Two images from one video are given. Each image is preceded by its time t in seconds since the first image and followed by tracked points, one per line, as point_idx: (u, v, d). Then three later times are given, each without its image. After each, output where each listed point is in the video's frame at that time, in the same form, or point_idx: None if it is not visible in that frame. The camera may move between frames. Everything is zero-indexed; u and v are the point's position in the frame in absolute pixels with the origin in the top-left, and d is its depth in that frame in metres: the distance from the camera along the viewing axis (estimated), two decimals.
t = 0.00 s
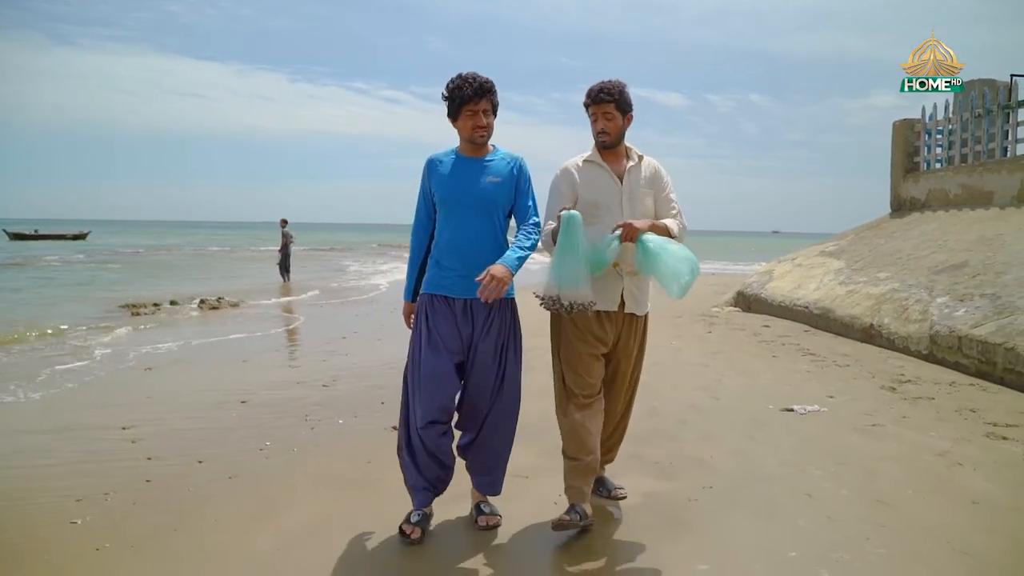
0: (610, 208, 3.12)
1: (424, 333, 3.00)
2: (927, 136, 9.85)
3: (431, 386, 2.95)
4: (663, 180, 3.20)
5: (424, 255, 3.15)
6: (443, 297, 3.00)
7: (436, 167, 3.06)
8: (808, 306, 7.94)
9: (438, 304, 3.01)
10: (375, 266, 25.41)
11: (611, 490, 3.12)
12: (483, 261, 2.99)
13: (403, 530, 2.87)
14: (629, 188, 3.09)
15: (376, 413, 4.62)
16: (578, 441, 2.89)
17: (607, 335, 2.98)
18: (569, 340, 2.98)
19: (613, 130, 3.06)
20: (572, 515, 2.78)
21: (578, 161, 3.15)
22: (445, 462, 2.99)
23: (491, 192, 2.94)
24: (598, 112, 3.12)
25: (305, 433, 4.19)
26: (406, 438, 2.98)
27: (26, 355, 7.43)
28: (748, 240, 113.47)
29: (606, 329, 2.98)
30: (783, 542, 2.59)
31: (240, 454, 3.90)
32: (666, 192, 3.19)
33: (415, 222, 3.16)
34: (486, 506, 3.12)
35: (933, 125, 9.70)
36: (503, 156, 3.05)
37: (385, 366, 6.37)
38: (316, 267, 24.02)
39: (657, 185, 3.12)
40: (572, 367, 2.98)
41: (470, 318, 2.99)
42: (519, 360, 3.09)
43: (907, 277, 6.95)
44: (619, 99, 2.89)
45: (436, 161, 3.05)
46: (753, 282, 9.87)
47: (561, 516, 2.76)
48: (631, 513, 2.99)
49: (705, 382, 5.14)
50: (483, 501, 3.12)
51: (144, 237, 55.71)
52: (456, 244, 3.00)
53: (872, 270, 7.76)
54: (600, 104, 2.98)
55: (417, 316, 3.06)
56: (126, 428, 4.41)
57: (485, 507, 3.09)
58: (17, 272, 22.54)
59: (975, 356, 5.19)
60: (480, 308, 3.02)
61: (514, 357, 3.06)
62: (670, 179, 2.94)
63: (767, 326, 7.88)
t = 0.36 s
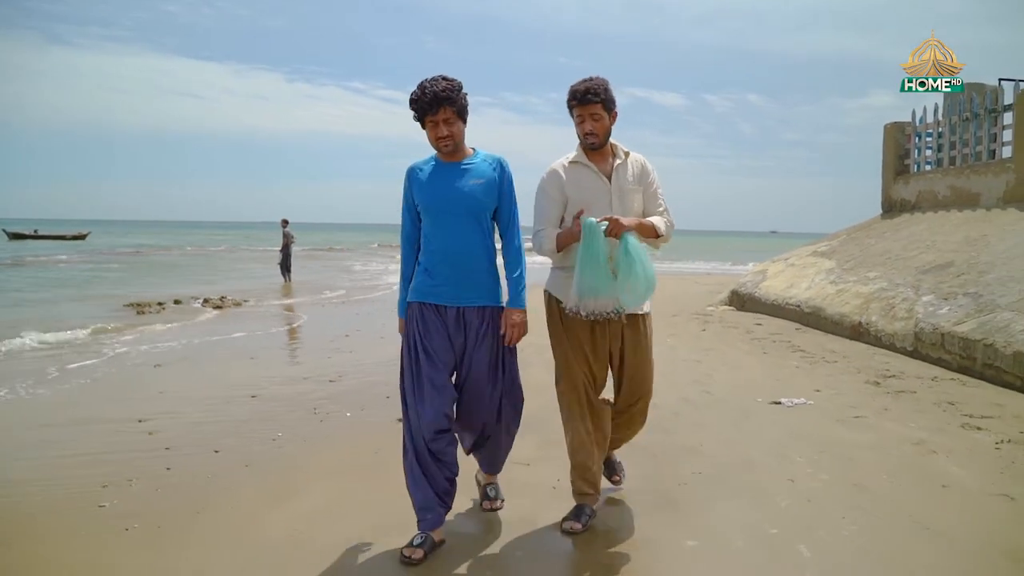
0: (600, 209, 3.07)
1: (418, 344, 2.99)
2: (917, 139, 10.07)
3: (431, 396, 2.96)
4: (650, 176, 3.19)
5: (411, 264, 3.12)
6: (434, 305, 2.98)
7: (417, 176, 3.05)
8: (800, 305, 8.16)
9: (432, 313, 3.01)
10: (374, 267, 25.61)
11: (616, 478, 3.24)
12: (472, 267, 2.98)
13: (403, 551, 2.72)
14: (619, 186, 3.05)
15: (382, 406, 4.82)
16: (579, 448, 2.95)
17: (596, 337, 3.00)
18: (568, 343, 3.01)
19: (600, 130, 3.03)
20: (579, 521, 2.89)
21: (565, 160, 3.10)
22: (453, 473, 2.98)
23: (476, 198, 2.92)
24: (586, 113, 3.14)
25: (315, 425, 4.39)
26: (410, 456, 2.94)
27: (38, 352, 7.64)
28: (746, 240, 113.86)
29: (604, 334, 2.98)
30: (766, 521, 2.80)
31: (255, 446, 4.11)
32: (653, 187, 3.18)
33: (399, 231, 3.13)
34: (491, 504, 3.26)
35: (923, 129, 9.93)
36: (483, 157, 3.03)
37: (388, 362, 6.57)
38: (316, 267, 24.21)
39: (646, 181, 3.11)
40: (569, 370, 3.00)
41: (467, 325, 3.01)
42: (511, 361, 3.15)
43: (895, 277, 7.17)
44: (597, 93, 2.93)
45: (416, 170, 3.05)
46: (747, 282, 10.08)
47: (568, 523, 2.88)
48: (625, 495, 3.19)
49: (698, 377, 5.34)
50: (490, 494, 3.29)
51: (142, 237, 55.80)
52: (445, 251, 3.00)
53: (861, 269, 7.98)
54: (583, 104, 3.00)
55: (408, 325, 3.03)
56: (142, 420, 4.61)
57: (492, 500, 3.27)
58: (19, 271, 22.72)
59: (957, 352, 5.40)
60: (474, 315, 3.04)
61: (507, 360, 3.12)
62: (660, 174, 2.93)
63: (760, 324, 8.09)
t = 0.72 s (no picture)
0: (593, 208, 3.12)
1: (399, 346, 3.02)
2: (907, 141, 10.28)
3: (408, 395, 3.03)
4: (649, 181, 3.21)
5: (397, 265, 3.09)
6: (417, 307, 2.96)
7: (399, 170, 2.99)
8: (791, 303, 8.37)
9: (414, 315, 2.99)
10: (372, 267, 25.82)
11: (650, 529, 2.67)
12: (457, 267, 2.96)
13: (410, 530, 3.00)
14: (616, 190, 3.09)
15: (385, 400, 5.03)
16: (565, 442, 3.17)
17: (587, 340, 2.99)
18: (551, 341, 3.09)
19: (604, 132, 3.06)
20: (573, 502, 3.16)
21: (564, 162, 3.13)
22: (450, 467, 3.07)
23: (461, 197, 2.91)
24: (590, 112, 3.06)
25: (322, 417, 4.59)
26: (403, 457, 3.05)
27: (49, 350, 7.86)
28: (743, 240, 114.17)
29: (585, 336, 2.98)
30: (747, 501, 3.01)
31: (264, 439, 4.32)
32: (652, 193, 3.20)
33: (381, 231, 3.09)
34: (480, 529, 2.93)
35: (912, 131, 10.14)
36: (470, 159, 3.06)
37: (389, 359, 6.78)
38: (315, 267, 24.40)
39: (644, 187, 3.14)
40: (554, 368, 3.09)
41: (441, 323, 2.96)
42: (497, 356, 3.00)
43: (882, 276, 7.38)
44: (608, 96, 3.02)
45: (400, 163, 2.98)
46: (740, 281, 10.29)
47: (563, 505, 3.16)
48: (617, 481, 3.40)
49: (689, 372, 5.55)
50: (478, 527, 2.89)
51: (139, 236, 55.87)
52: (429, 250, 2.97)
53: (850, 269, 8.19)
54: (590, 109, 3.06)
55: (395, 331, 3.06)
56: (156, 414, 4.83)
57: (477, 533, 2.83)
58: (20, 271, 22.87)
59: (939, 348, 5.61)
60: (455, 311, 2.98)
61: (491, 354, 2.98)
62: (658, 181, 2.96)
63: (751, 322, 8.30)
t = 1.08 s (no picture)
0: (608, 208, 2.94)
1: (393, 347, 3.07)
2: (898, 141, 10.49)
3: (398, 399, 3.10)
4: (670, 179, 3.01)
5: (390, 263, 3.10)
6: (409, 309, 2.99)
7: (403, 169, 2.99)
8: (782, 301, 8.59)
9: (406, 318, 3.01)
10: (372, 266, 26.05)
11: (637, 528, 2.80)
12: (451, 272, 2.96)
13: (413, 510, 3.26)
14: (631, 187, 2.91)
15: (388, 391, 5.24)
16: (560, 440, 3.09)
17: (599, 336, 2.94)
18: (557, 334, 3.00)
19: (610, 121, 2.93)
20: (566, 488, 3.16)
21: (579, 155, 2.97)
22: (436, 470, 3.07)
23: (463, 201, 2.90)
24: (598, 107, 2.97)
25: (329, 409, 4.82)
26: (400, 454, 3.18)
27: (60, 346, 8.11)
28: (741, 239, 114.53)
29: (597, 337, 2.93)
30: (728, 482, 3.21)
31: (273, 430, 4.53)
32: (673, 192, 3.01)
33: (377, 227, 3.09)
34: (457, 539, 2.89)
35: (903, 131, 10.33)
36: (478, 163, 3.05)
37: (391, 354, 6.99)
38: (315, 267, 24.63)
39: (664, 185, 2.95)
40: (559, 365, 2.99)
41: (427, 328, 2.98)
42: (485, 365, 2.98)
43: (870, 273, 7.59)
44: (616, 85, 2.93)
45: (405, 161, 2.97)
46: (734, 279, 10.51)
47: (558, 491, 3.17)
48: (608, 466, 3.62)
49: (681, 367, 5.76)
50: (455, 538, 2.86)
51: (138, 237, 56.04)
52: (425, 253, 2.97)
53: (840, 267, 8.41)
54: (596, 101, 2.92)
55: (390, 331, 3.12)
56: (169, 405, 5.06)
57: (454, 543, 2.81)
58: (22, 271, 23.09)
59: (922, 343, 5.82)
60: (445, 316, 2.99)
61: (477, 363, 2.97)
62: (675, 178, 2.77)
63: (744, 319, 8.51)
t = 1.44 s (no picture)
0: (600, 207, 3.04)
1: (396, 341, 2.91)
2: (889, 143, 10.72)
3: (402, 394, 2.91)
4: (657, 173, 3.10)
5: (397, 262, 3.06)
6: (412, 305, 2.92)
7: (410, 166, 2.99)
8: (776, 299, 8.80)
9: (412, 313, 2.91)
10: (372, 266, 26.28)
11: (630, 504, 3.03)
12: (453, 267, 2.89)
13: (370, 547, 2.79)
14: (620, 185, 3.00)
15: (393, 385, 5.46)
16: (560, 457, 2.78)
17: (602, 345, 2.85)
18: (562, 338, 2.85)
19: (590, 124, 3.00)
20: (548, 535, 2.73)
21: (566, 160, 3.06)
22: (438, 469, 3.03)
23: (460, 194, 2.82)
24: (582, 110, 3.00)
25: (337, 401, 5.03)
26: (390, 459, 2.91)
27: (72, 343, 8.34)
28: (740, 239, 114.81)
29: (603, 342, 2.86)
30: (716, 465, 3.42)
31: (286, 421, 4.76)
32: (661, 185, 3.09)
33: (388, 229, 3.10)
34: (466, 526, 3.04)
35: (896, 133, 10.54)
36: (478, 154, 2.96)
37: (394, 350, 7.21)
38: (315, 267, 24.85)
39: (651, 179, 3.04)
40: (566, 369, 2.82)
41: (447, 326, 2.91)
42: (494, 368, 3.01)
43: (860, 272, 7.80)
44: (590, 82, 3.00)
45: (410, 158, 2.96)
46: (729, 278, 10.73)
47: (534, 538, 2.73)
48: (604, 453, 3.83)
49: (675, 361, 5.97)
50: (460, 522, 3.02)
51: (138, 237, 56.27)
52: (428, 249, 2.91)
53: (832, 265, 8.62)
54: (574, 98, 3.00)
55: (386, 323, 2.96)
56: (183, 398, 5.28)
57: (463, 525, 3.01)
58: (26, 271, 23.33)
59: (908, 338, 6.03)
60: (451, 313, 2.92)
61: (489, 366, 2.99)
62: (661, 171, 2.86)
63: (738, 316, 8.72)
